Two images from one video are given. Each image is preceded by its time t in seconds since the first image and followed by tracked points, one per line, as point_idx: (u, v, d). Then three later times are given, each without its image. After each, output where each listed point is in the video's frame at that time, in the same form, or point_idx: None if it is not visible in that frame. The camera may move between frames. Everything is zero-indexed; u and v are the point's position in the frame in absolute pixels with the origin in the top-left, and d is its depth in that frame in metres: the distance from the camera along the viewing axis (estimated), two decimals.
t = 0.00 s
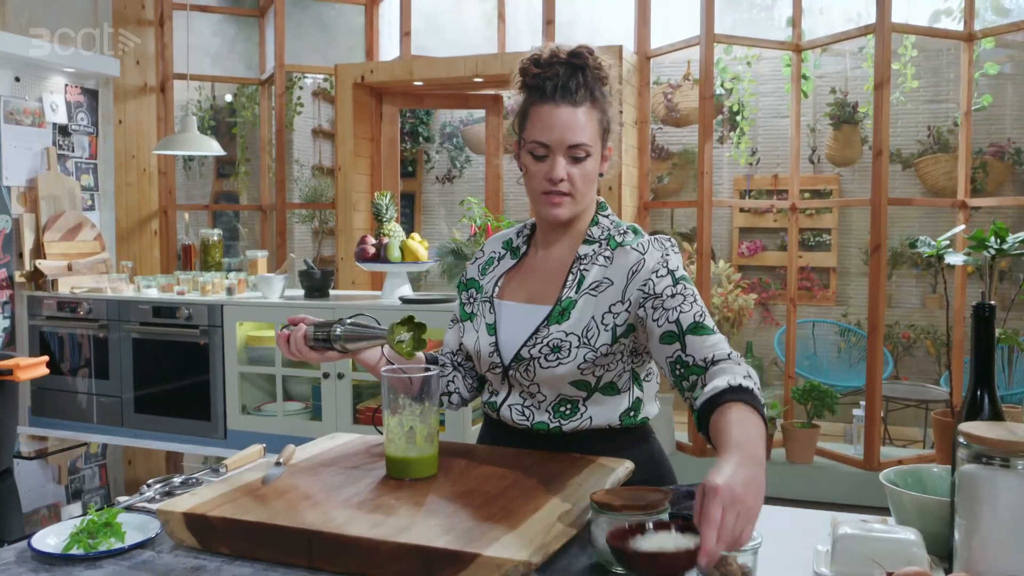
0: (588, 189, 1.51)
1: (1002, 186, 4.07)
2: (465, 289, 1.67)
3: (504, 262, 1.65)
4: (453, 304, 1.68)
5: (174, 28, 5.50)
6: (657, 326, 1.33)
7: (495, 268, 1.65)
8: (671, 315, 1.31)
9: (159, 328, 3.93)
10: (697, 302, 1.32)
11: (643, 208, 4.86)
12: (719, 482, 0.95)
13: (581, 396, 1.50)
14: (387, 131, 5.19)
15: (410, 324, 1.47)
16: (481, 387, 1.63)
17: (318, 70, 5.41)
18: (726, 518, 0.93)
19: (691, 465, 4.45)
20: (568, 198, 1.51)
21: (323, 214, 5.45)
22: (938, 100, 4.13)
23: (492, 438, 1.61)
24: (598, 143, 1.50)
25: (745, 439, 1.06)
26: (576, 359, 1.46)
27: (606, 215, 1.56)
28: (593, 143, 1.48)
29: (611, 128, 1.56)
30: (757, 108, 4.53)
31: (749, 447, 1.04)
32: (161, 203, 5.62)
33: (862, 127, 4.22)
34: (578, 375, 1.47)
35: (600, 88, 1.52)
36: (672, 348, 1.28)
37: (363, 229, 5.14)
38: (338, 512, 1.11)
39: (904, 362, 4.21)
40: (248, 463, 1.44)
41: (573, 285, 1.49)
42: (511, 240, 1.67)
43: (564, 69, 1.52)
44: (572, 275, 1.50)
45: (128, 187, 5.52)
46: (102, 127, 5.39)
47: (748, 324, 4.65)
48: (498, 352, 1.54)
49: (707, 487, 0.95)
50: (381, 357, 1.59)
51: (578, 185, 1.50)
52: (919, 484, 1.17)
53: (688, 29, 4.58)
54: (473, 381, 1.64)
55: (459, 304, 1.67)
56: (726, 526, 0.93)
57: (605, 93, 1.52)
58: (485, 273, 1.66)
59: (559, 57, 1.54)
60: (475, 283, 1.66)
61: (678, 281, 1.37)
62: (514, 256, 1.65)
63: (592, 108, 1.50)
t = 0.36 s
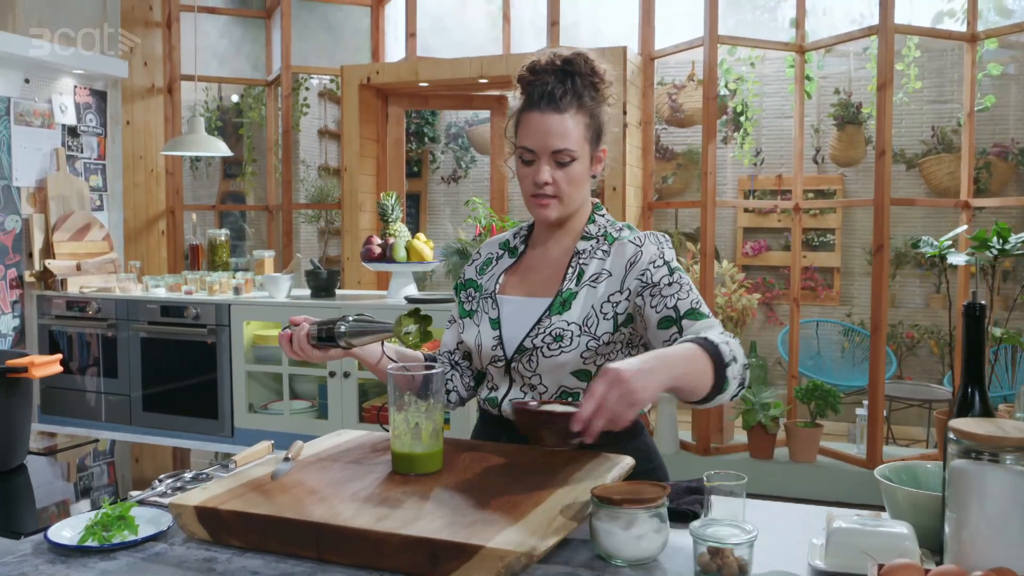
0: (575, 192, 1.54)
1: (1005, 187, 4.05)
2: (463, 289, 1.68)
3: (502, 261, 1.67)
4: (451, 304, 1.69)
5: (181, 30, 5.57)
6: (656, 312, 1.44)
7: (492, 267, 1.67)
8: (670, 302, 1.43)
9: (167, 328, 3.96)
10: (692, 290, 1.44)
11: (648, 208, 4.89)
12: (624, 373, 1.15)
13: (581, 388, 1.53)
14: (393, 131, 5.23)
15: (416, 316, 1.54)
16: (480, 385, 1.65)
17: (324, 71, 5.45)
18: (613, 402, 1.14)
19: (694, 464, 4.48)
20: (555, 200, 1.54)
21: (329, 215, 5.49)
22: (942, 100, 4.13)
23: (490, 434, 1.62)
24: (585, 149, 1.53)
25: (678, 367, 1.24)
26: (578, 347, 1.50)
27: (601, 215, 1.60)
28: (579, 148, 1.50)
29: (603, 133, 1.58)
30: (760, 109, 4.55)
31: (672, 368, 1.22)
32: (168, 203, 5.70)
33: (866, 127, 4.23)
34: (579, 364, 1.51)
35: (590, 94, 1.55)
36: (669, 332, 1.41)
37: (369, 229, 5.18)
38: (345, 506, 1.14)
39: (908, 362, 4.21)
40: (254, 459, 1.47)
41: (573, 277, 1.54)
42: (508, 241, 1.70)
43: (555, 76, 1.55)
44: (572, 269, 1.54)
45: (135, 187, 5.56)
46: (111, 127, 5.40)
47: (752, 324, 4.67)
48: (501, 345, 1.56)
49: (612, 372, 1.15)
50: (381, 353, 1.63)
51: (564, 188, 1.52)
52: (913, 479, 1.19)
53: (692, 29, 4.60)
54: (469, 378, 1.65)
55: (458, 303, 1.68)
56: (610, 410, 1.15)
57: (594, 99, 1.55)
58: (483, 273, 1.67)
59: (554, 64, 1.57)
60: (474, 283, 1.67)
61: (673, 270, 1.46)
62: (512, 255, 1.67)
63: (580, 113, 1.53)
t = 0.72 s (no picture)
0: (567, 192, 1.57)
1: (1005, 186, 4.07)
2: (461, 287, 1.71)
3: (500, 260, 1.70)
4: (449, 301, 1.72)
5: (185, 31, 5.60)
6: (642, 323, 1.46)
7: (490, 267, 1.70)
8: (655, 316, 1.45)
9: (172, 327, 4.00)
10: (679, 302, 1.46)
11: (649, 209, 4.92)
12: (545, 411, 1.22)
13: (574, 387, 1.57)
14: (396, 132, 5.27)
15: (421, 314, 1.54)
16: (478, 381, 1.68)
17: (327, 73, 5.50)
18: (535, 434, 1.22)
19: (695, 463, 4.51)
20: (548, 200, 1.57)
21: (332, 215, 5.53)
22: (943, 101, 4.15)
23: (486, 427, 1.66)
24: (578, 150, 1.55)
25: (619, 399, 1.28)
26: (574, 346, 1.53)
27: (596, 216, 1.63)
28: (570, 149, 1.53)
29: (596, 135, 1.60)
30: (760, 110, 4.60)
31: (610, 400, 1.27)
32: (171, 204, 5.72)
33: (866, 128, 4.25)
34: (574, 363, 1.55)
35: (582, 97, 1.58)
36: (652, 346, 1.44)
37: (371, 229, 5.22)
38: (350, 499, 1.17)
39: (908, 362, 4.22)
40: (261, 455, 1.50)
41: (570, 276, 1.56)
42: (504, 242, 1.73)
43: (549, 80, 1.57)
44: (568, 268, 1.56)
45: (140, 187, 5.59)
46: (116, 129, 5.45)
47: (753, 324, 4.70)
48: (499, 341, 1.59)
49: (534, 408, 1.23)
50: (381, 351, 1.65)
51: (556, 187, 1.55)
52: (904, 475, 1.22)
53: (693, 31, 4.63)
54: (467, 375, 1.69)
55: (456, 302, 1.71)
56: (534, 440, 1.22)
57: (586, 102, 1.58)
58: (481, 271, 1.70)
59: (549, 68, 1.60)
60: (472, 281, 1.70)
61: (663, 281, 1.48)
62: (508, 255, 1.70)
63: (572, 115, 1.55)
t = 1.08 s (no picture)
0: (578, 188, 1.61)
1: (1003, 187, 4.08)
2: (461, 288, 1.74)
3: (497, 261, 1.73)
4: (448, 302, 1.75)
5: (187, 33, 5.62)
6: (641, 321, 1.47)
7: (488, 267, 1.73)
8: (654, 314, 1.46)
9: (175, 327, 4.02)
10: (677, 300, 1.47)
11: (648, 209, 4.95)
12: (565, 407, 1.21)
13: (571, 385, 1.60)
14: (397, 133, 5.30)
15: (419, 315, 1.57)
16: (478, 379, 1.70)
17: (328, 74, 5.53)
18: (564, 438, 1.20)
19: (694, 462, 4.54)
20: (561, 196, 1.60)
21: (333, 215, 5.56)
22: (941, 102, 4.18)
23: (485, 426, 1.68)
24: (586, 146, 1.59)
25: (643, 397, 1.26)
26: (571, 345, 1.56)
27: (592, 215, 1.66)
28: (583, 145, 1.57)
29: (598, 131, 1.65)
30: (760, 111, 4.63)
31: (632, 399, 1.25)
32: (173, 204, 5.75)
33: (865, 129, 4.28)
34: (571, 362, 1.57)
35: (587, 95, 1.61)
36: (652, 343, 1.45)
37: (372, 229, 5.25)
38: (352, 494, 1.20)
39: (906, 362, 4.25)
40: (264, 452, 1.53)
41: (566, 276, 1.59)
42: (502, 242, 1.76)
43: (553, 80, 1.59)
44: (565, 268, 1.59)
45: (142, 188, 5.63)
46: (118, 129, 5.49)
47: (752, 323, 4.74)
48: (496, 341, 1.62)
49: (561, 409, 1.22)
50: (381, 351, 1.68)
51: (570, 184, 1.59)
52: (894, 470, 1.25)
53: (693, 32, 4.66)
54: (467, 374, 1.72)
55: (455, 302, 1.74)
56: (562, 444, 1.20)
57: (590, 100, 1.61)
58: (479, 271, 1.73)
59: (548, 69, 1.60)
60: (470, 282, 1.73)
61: (659, 279, 1.50)
62: (506, 255, 1.73)
63: (580, 112, 1.59)
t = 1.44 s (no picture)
0: (584, 193, 1.62)
1: (996, 189, 4.12)
2: (469, 288, 1.78)
3: (504, 263, 1.76)
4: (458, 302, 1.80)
5: (184, 35, 5.64)
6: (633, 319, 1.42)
7: (497, 268, 1.76)
8: (646, 309, 1.40)
9: (172, 327, 4.04)
10: (670, 295, 1.40)
11: (643, 210, 4.98)
12: (743, 472, 0.98)
13: (571, 388, 1.62)
14: (393, 134, 5.32)
15: (416, 313, 1.54)
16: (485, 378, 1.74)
17: (324, 75, 5.55)
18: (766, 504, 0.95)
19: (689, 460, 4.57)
20: (566, 200, 1.61)
21: (330, 216, 5.59)
22: (933, 103, 4.21)
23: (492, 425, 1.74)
24: (593, 150, 1.61)
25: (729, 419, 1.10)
26: (565, 356, 1.58)
27: (597, 219, 1.65)
28: (590, 150, 1.59)
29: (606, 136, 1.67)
30: (755, 111, 4.65)
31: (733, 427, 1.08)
32: (170, 206, 5.77)
33: (858, 130, 4.31)
34: (568, 369, 1.59)
35: (596, 98, 1.63)
36: (645, 338, 1.37)
37: (369, 230, 5.28)
38: (350, 489, 1.22)
39: (899, 362, 4.31)
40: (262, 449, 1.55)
41: (564, 285, 1.60)
42: (512, 243, 1.79)
43: (564, 81, 1.61)
44: (563, 276, 1.61)
45: (139, 189, 5.63)
46: (116, 131, 5.46)
47: (747, 324, 4.80)
48: (496, 348, 1.67)
49: (731, 480, 0.99)
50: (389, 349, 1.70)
51: (575, 188, 1.60)
52: (880, 466, 1.28)
53: (687, 34, 4.69)
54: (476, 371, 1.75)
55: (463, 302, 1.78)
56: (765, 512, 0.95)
57: (600, 104, 1.63)
58: (488, 273, 1.77)
59: (558, 69, 1.64)
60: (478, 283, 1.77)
61: (655, 277, 1.45)
62: (513, 258, 1.76)
63: (589, 116, 1.61)
